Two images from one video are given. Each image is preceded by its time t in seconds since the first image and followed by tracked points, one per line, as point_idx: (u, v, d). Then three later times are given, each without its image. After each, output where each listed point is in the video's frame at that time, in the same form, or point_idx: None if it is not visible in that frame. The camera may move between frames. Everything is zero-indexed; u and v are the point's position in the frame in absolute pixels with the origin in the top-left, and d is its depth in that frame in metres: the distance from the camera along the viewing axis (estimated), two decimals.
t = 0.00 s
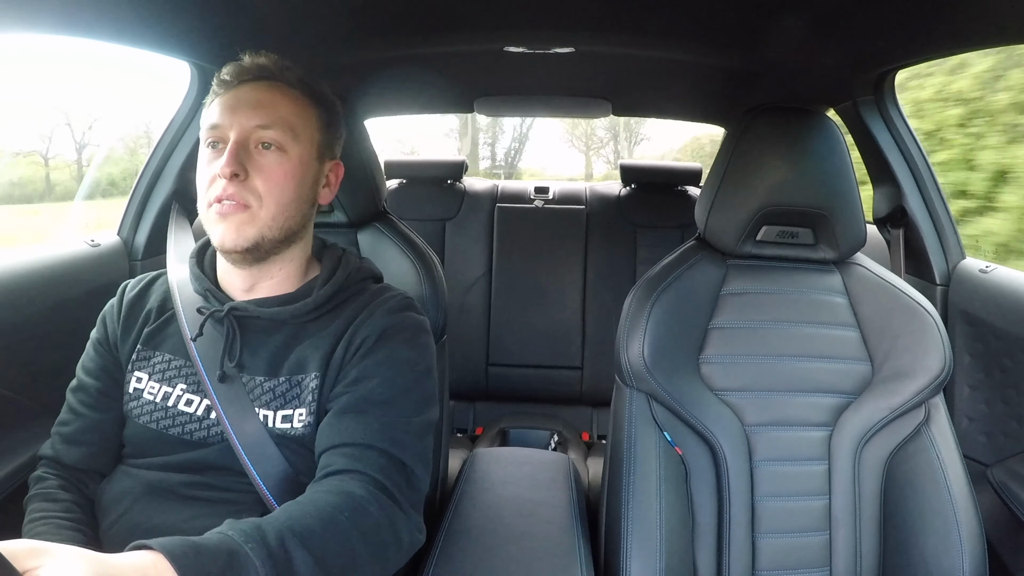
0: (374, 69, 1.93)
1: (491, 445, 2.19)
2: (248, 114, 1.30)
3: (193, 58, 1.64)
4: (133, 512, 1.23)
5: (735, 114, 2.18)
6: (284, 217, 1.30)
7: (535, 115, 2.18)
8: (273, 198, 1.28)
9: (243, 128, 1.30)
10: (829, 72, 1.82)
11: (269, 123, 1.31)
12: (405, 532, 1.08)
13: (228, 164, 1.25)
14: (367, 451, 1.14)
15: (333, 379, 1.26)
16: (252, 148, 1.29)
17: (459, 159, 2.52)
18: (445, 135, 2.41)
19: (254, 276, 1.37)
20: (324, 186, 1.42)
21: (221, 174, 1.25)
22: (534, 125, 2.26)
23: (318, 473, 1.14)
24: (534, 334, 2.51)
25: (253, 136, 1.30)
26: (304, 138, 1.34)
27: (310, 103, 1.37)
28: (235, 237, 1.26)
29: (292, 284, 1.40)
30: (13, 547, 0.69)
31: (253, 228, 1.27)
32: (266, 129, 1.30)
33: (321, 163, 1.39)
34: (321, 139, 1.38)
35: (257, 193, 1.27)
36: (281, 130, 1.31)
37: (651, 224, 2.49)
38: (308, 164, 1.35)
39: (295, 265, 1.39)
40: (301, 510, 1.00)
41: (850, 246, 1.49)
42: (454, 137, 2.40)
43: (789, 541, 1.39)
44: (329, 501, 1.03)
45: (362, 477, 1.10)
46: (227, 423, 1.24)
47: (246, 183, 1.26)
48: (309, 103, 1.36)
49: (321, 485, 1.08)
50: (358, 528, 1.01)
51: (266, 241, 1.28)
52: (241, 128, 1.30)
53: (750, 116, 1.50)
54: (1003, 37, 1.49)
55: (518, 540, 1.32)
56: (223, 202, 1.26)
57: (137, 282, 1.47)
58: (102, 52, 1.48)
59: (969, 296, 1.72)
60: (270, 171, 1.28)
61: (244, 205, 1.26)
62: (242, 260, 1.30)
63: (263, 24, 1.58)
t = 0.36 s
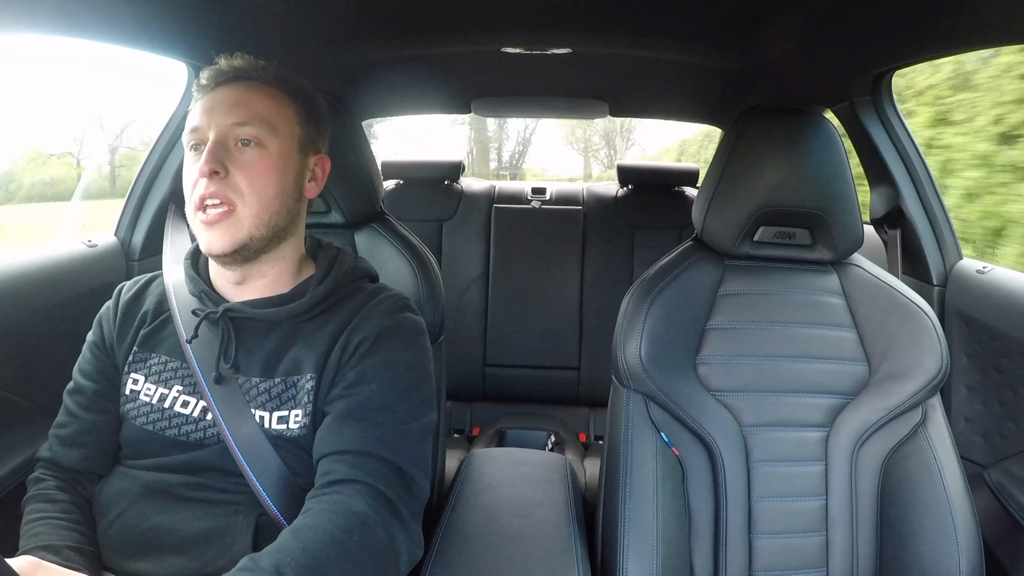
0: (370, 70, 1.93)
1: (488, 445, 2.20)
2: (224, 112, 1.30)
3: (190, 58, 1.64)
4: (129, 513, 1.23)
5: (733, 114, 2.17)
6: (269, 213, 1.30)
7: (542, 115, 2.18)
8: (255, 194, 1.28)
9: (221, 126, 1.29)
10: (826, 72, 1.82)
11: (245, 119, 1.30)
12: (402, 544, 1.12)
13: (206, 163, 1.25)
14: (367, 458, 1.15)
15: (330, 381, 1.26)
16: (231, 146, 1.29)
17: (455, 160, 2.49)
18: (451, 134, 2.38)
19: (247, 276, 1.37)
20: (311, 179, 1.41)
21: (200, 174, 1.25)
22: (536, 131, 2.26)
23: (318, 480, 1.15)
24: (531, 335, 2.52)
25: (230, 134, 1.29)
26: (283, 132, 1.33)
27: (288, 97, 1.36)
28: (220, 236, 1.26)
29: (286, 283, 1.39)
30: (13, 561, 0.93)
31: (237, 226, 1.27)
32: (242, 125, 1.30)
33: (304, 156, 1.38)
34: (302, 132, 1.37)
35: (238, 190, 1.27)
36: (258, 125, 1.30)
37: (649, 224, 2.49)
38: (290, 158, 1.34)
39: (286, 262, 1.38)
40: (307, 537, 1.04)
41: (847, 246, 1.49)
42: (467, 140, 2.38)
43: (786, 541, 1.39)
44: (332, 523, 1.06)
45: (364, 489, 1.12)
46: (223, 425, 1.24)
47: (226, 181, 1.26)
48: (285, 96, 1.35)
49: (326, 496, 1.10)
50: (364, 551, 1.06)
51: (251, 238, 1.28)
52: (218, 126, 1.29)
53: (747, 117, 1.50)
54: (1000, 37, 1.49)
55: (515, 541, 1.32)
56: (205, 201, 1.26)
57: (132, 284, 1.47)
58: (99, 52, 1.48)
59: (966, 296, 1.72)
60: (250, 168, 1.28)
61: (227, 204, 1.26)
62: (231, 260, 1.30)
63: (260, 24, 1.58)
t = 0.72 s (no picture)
0: (367, 67, 1.93)
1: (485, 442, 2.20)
2: (222, 107, 1.30)
3: (188, 56, 1.64)
4: (128, 509, 1.23)
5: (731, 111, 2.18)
6: (266, 208, 1.30)
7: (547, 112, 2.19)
8: (252, 189, 1.28)
9: (218, 122, 1.29)
10: (824, 68, 1.82)
11: (243, 114, 1.30)
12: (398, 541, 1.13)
13: (204, 158, 1.25)
14: (366, 455, 1.16)
15: (330, 376, 1.26)
16: (229, 141, 1.29)
17: (453, 157, 2.50)
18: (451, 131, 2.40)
19: (245, 271, 1.37)
20: (309, 176, 1.41)
21: (198, 168, 1.25)
22: (541, 136, 2.29)
23: (321, 480, 1.16)
24: (529, 332, 2.51)
25: (228, 129, 1.29)
26: (281, 127, 1.33)
27: (287, 93, 1.36)
28: (217, 230, 1.26)
29: (284, 278, 1.39)
30: None
31: (234, 220, 1.27)
32: (240, 121, 1.30)
33: (302, 152, 1.38)
34: (299, 128, 1.37)
35: (236, 184, 1.27)
36: (256, 121, 1.30)
37: (645, 221, 2.48)
38: (288, 154, 1.34)
39: (284, 258, 1.38)
40: (302, 538, 1.05)
41: (845, 242, 1.50)
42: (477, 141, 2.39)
43: (783, 538, 1.39)
44: (328, 525, 1.07)
45: (362, 489, 1.13)
46: (222, 421, 1.24)
47: (223, 175, 1.26)
48: (284, 92, 1.36)
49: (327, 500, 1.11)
50: (355, 557, 1.06)
51: (248, 233, 1.28)
52: (216, 121, 1.29)
53: (744, 113, 1.50)
54: (997, 34, 1.49)
55: (513, 536, 1.32)
56: (203, 196, 1.26)
57: (130, 281, 1.46)
58: (98, 49, 1.48)
59: (963, 292, 1.72)
60: (248, 163, 1.28)
61: (225, 198, 1.26)
62: (230, 255, 1.30)
63: (257, 22, 1.58)
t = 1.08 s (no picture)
0: (361, 73, 1.93)
1: (480, 447, 2.20)
2: (211, 117, 1.30)
3: (182, 62, 1.65)
4: (122, 515, 1.23)
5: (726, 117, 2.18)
6: (259, 216, 1.31)
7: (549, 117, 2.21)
8: (245, 198, 1.29)
9: (207, 132, 1.29)
10: (819, 74, 1.82)
11: (232, 123, 1.30)
12: (397, 546, 1.13)
13: (195, 170, 1.25)
14: (363, 461, 1.16)
15: (324, 382, 1.26)
16: (219, 151, 1.29)
17: (446, 163, 2.49)
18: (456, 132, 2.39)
19: (238, 278, 1.37)
20: (301, 180, 1.41)
21: (189, 180, 1.25)
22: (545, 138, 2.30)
23: (318, 486, 1.17)
24: (525, 336, 2.51)
25: (217, 139, 1.29)
26: (270, 134, 1.33)
27: (276, 101, 1.36)
28: (212, 240, 1.27)
29: (280, 283, 1.40)
30: None
31: (228, 230, 1.28)
32: (229, 130, 1.30)
33: (293, 158, 1.38)
34: (290, 134, 1.37)
35: (228, 194, 1.27)
36: (245, 129, 1.30)
37: (640, 226, 2.49)
38: (279, 160, 1.34)
39: (279, 263, 1.39)
40: (300, 544, 1.06)
41: (838, 248, 1.50)
42: (487, 147, 2.35)
43: (778, 543, 1.39)
44: (326, 531, 1.08)
45: (359, 493, 1.13)
46: (216, 427, 1.24)
47: (215, 186, 1.26)
48: (272, 99, 1.35)
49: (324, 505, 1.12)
50: (353, 563, 1.06)
51: (243, 241, 1.29)
52: (206, 132, 1.29)
53: (737, 120, 1.49)
54: (992, 41, 1.49)
55: (507, 542, 1.32)
56: (196, 207, 1.26)
57: (125, 287, 1.47)
58: (92, 55, 1.48)
59: (958, 298, 1.72)
60: (239, 172, 1.28)
61: (218, 208, 1.27)
62: (225, 264, 1.31)
63: (251, 29, 1.58)
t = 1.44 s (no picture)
0: (355, 73, 1.93)
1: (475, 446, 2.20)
2: (198, 115, 1.30)
3: (177, 62, 1.65)
4: (116, 513, 1.23)
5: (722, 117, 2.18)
6: (245, 212, 1.30)
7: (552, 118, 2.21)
8: (230, 194, 1.28)
9: (195, 130, 1.29)
10: (815, 74, 1.82)
11: (218, 121, 1.30)
12: (394, 549, 1.13)
13: (180, 165, 1.25)
14: (359, 464, 1.16)
15: (318, 382, 1.27)
16: (206, 147, 1.29)
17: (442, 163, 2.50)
18: (467, 134, 2.45)
19: (230, 277, 1.37)
20: (291, 178, 1.41)
21: (175, 176, 1.25)
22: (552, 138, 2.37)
23: (313, 489, 1.17)
24: (521, 336, 2.52)
25: (204, 136, 1.29)
26: (258, 131, 1.33)
27: (267, 101, 1.36)
28: (198, 237, 1.27)
29: (269, 283, 1.39)
30: None
31: (212, 226, 1.27)
32: (216, 127, 1.30)
33: (282, 156, 1.37)
34: (279, 131, 1.37)
35: (214, 190, 1.27)
36: (232, 126, 1.30)
37: (635, 225, 2.49)
38: (267, 157, 1.34)
39: (269, 262, 1.38)
40: (295, 546, 1.06)
41: (833, 249, 1.50)
42: (496, 148, 2.38)
43: (774, 543, 1.38)
44: (322, 534, 1.07)
45: (356, 496, 1.13)
46: (210, 427, 1.24)
47: (200, 181, 1.26)
48: (262, 98, 1.36)
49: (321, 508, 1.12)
50: (350, 565, 1.06)
51: (228, 237, 1.28)
52: (193, 130, 1.29)
53: (733, 120, 1.50)
54: (987, 41, 1.49)
55: (502, 542, 1.32)
56: (182, 203, 1.26)
57: (121, 286, 1.46)
58: (85, 54, 1.47)
59: (954, 297, 1.72)
60: (225, 168, 1.28)
61: (204, 204, 1.26)
62: (213, 261, 1.30)
63: (245, 30, 1.58)
